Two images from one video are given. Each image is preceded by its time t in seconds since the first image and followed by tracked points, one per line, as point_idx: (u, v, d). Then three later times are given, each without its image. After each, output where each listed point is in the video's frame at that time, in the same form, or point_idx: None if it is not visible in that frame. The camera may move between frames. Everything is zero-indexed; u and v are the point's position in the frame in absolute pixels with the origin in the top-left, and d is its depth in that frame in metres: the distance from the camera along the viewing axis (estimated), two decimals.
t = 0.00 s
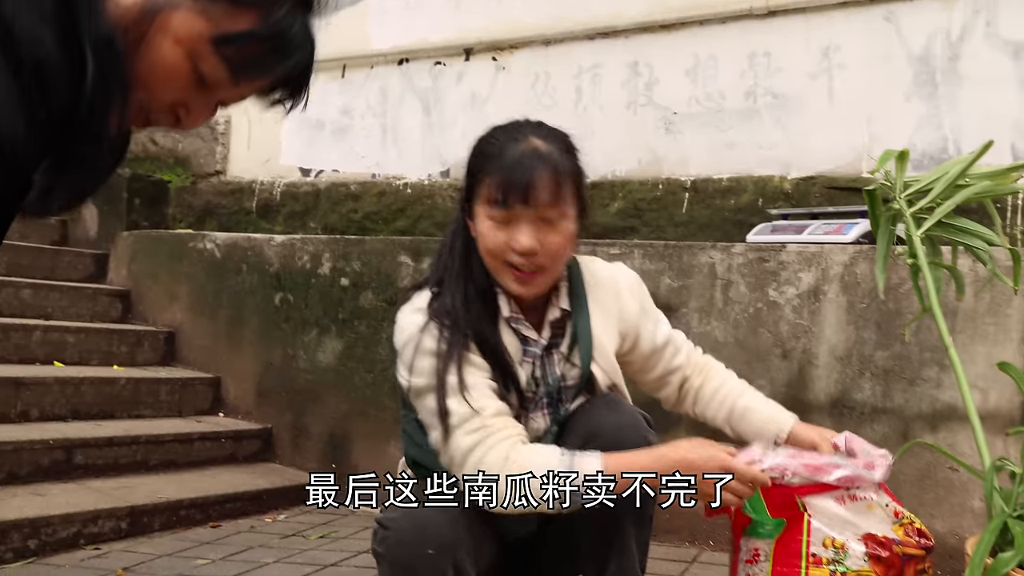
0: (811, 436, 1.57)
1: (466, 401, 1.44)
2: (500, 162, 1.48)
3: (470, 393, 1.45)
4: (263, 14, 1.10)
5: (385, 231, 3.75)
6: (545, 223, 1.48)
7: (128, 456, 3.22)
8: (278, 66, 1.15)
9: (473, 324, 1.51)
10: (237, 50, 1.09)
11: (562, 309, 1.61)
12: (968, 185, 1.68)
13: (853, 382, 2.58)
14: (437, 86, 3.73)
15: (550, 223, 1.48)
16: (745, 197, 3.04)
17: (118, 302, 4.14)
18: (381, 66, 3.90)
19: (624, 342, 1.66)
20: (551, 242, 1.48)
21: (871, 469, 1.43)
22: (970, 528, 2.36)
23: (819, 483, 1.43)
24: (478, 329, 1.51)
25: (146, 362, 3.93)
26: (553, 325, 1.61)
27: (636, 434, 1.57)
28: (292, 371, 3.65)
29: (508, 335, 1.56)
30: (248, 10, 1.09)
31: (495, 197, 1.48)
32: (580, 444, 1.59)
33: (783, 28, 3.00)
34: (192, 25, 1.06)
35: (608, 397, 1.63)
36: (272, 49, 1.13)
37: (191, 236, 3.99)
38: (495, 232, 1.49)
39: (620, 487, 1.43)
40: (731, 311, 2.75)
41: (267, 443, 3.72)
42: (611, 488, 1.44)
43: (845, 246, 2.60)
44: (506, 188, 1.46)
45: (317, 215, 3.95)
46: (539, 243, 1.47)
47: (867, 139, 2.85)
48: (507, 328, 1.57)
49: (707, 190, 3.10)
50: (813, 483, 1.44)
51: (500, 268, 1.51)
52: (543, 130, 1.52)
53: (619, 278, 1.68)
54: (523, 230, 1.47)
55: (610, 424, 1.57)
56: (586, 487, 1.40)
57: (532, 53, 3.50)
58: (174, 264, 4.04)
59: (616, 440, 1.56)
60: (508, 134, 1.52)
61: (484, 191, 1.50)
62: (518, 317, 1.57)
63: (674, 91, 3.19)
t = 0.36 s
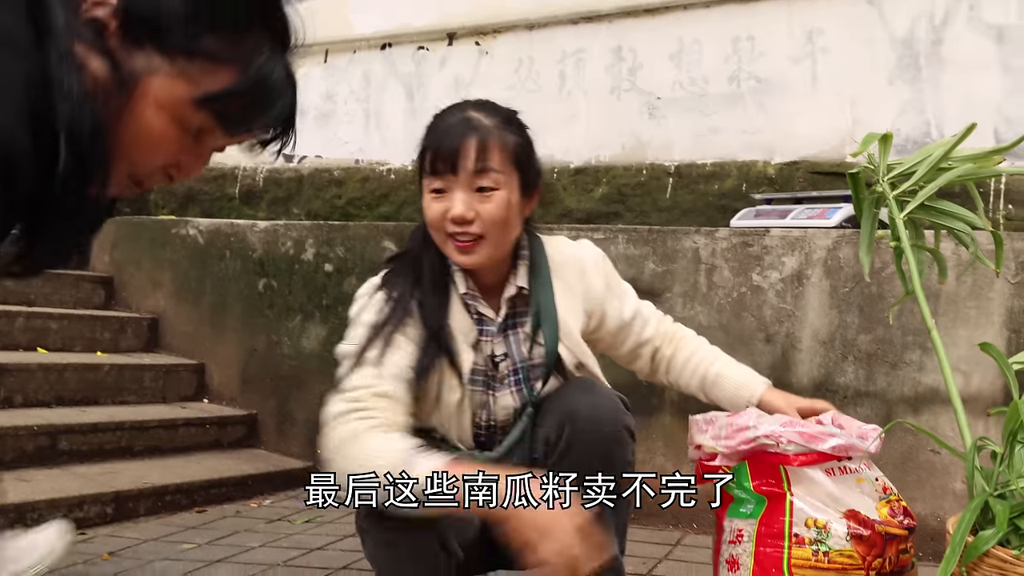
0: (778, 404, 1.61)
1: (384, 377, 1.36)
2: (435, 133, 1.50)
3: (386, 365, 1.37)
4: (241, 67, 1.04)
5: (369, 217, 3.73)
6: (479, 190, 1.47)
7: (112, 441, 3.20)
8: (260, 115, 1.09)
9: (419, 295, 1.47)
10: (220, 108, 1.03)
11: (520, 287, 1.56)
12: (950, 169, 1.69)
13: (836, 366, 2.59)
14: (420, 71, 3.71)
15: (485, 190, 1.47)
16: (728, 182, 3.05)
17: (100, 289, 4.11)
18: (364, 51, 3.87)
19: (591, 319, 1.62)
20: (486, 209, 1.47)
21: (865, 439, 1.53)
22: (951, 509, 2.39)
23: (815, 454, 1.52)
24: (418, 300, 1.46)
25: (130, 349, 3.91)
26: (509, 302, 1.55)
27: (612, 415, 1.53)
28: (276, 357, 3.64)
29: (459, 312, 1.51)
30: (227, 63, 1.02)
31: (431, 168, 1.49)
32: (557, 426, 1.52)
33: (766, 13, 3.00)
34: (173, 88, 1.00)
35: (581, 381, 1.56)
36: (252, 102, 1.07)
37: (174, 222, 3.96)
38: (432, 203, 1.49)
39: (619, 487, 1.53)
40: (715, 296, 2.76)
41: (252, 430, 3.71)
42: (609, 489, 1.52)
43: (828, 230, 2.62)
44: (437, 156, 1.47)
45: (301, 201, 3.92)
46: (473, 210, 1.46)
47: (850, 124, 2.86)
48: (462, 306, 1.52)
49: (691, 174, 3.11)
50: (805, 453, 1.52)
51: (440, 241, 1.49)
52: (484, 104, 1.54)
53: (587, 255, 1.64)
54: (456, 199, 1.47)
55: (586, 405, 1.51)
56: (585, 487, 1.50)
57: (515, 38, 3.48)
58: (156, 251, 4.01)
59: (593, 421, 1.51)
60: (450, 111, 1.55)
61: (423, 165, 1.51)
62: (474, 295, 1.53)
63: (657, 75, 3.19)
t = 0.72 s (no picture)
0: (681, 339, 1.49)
1: (332, 392, 1.57)
2: (405, 132, 1.58)
3: (327, 383, 1.57)
4: (231, 77, 1.04)
5: (361, 208, 3.71)
6: (451, 191, 1.56)
7: (106, 432, 3.20)
8: (255, 121, 1.10)
9: (381, 299, 1.62)
10: (212, 118, 1.05)
11: (488, 280, 1.66)
12: (945, 158, 1.69)
13: (829, 356, 2.60)
14: (411, 62, 3.69)
15: (456, 190, 1.56)
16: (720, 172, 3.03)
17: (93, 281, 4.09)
18: (355, 42, 3.85)
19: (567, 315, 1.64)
20: (459, 209, 1.56)
21: (861, 427, 1.56)
22: (944, 498, 2.40)
23: (812, 443, 1.54)
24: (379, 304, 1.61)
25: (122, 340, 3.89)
26: (480, 295, 1.66)
27: (587, 417, 1.55)
28: (269, 348, 3.63)
29: (423, 311, 1.64)
30: (214, 74, 1.02)
31: (403, 169, 1.57)
32: (532, 428, 1.57)
33: (758, 3, 3.00)
34: (167, 103, 1.01)
35: (561, 379, 1.60)
36: (248, 106, 1.07)
37: (166, 213, 3.94)
38: (404, 202, 1.58)
39: (619, 487, 1.57)
40: (708, 286, 2.77)
41: (245, 421, 3.70)
42: (611, 488, 1.57)
43: (821, 221, 2.63)
44: (411, 158, 1.56)
45: (293, 193, 3.90)
46: (446, 211, 1.56)
47: (842, 113, 2.87)
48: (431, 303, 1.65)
49: (682, 165, 3.09)
50: (802, 441, 1.55)
51: (415, 240, 1.59)
52: (456, 104, 1.62)
53: (557, 248, 1.66)
54: (428, 199, 1.56)
55: (561, 408, 1.55)
56: (585, 487, 1.55)
57: (506, 28, 3.47)
58: (148, 242, 3.99)
59: (566, 422, 1.54)
60: (423, 111, 1.62)
61: (396, 165, 1.59)
62: (444, 292, 1.65)
63: (650, 65, 3.18)
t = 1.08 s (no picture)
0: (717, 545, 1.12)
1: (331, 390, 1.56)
2: (403, 143, 1.50)
3: (330, 377, 1.57)
4: None
5: (358, 198, 3.70)
6: (451, 205, 1.50)
7: (106, 421, 3.20)
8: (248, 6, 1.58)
9: (378, 296, 1.61)
10: (212, 8, 1.55)
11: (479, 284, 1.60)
12: (945, 145, 1.70)
13: (827, 344, 2.61)
14: (408, 51, 3.68)
15: (456, 205, 1.50)
16: (718, 161, 3.04)
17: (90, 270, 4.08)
18: (351, 32, 3.83)
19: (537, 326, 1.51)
20: (458, 222, 1.51)
21: (860, 414, 1.57)
22: (942, 486, 2.41)
23: (812, 429, 1.56)
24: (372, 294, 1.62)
25: (121, 330, 3.89)
26: (469, 300, 1.61)
27: (575, 417, 1.53)
28: (268, 338, 3.64)
29: (417, 309, 1.62)
30: None
31: (402, 184, 1.50)
32: (521, 426, 1.55)
33: None
34: None
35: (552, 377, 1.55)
36: None
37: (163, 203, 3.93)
38: (404, 215, 1.52)
39: (620, 487, 1.57)
40: (707, 275, 2.77)
41: (243, 410, 3.70)
42: (611, 488, 1.56)
43: (820, 209, 2.62)
44: (409, 171, 1.48)
45: (290, 183, 3.89)
46: (445, 224, 1.50)
47: (840, 101, 2.87)
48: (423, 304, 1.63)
49: (680, 154, 3.10)
50: (802, 427, 1.57)
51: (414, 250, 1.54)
52: (450, 110, 1.54)
53: (541, 259, 1.54)
54: (427, 213, 1.50)
55: (549, 406, 1.52)
56: (585, 487, 1.55)
57: (503, 18, 3.45)
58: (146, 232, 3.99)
59: (554, 423, 1.52)
60: (415, 116, 1.55)
61: (393, 176, 1.52)
62: (435, 292, 1.62)
63: (646, 54, 3.17)
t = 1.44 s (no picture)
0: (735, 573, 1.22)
1: (363, 399, 1.61)
2: (437, 171, 1.38)
3: (361, 381, 1.60)
4: None
5: (356, 190, 3.69)
6: (485, 237, 1.39)
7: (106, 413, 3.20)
8: None
9: (417, 315, 1.56)
10: None
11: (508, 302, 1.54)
12: (946, 137, 1.69)
13: (827, 337, 2.60)
14: (406, 43, 3.67)
15: (491, 236, 1.39)
16: (717, 153, 3.04)
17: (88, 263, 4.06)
18: (350, 25, 3.82)
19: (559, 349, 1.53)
20: (492, 253, 1.40)
21: (861, 406, 1.55)
22: (941, 478, 2.41)
23: (813, 421, 1.55)
24: (412, 312, 1.56)
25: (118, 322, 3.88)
26: (497, 315, 1.54)
27: (578, 411, 1.51)
28: (266, 330, 3.63)
29: (449, 326, 1.59)
30: None
31: (434, 216, 1.39)
32: (522, 419, 1.54)
33: None
34: None
35: (559, 371, 1.54)
36: None
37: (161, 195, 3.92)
38: (437, 243, 1.42)
39: (619, 487, 1.57)
40: (706, 267, 2.76)
41: (242, 403, 3.69)
42: (611, 488, 1.56)
43: (820, 201, 2.62)
44: (440, 200, 1.37)
45: (288, 175, 3.89)
46: (479, 254, 1.40)
47: (840, 93, 2.86)
48: (452, 317, 1.60)
49: (679, 147, 3.10)
50: (803, 419, 1.55)
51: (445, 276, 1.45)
52: (487, 131, 1.42)
53: (570, 279, 1.51)
54: (462, 245, 1.39)
55: (551, 400, 1.51)
56: (585, 487, 1.55)
57: (502, 10, 3.44)
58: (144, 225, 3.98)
59: (556, 416, 1.51)
60: (450, 135, 1.42)
61: (425, 202, 1.40)
62: (464, 307, 1.58)
63: (646, 46, 3.17)
